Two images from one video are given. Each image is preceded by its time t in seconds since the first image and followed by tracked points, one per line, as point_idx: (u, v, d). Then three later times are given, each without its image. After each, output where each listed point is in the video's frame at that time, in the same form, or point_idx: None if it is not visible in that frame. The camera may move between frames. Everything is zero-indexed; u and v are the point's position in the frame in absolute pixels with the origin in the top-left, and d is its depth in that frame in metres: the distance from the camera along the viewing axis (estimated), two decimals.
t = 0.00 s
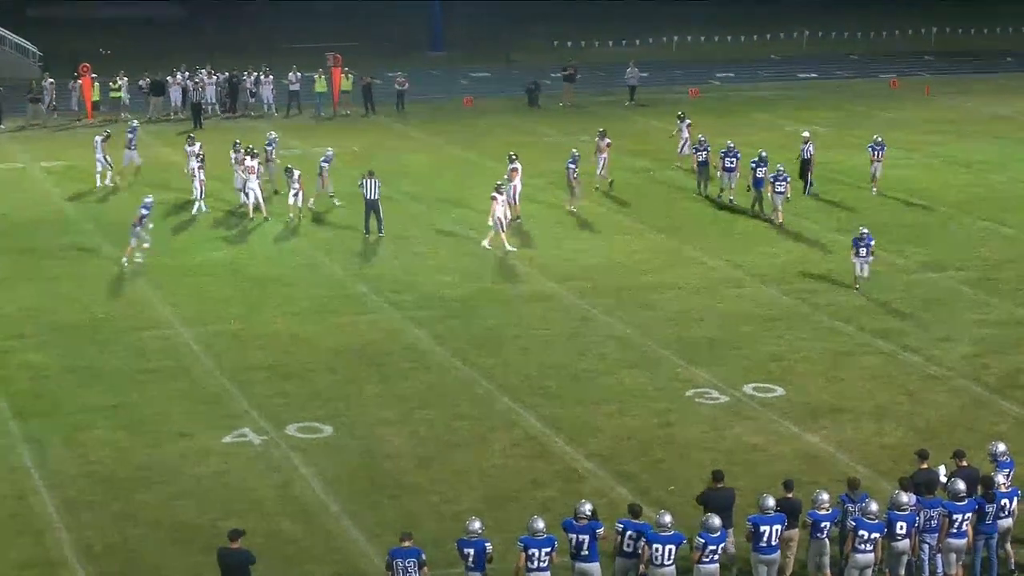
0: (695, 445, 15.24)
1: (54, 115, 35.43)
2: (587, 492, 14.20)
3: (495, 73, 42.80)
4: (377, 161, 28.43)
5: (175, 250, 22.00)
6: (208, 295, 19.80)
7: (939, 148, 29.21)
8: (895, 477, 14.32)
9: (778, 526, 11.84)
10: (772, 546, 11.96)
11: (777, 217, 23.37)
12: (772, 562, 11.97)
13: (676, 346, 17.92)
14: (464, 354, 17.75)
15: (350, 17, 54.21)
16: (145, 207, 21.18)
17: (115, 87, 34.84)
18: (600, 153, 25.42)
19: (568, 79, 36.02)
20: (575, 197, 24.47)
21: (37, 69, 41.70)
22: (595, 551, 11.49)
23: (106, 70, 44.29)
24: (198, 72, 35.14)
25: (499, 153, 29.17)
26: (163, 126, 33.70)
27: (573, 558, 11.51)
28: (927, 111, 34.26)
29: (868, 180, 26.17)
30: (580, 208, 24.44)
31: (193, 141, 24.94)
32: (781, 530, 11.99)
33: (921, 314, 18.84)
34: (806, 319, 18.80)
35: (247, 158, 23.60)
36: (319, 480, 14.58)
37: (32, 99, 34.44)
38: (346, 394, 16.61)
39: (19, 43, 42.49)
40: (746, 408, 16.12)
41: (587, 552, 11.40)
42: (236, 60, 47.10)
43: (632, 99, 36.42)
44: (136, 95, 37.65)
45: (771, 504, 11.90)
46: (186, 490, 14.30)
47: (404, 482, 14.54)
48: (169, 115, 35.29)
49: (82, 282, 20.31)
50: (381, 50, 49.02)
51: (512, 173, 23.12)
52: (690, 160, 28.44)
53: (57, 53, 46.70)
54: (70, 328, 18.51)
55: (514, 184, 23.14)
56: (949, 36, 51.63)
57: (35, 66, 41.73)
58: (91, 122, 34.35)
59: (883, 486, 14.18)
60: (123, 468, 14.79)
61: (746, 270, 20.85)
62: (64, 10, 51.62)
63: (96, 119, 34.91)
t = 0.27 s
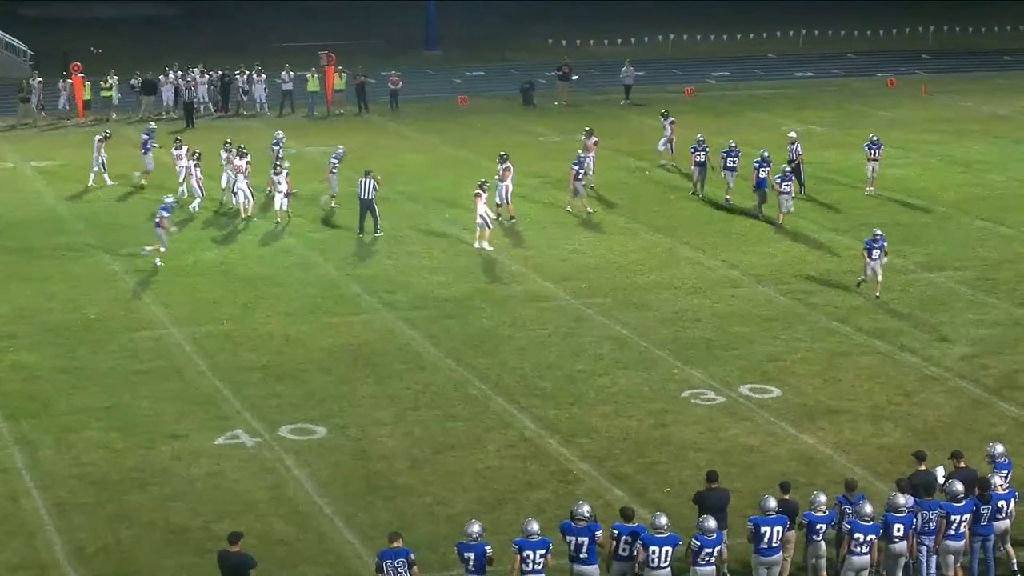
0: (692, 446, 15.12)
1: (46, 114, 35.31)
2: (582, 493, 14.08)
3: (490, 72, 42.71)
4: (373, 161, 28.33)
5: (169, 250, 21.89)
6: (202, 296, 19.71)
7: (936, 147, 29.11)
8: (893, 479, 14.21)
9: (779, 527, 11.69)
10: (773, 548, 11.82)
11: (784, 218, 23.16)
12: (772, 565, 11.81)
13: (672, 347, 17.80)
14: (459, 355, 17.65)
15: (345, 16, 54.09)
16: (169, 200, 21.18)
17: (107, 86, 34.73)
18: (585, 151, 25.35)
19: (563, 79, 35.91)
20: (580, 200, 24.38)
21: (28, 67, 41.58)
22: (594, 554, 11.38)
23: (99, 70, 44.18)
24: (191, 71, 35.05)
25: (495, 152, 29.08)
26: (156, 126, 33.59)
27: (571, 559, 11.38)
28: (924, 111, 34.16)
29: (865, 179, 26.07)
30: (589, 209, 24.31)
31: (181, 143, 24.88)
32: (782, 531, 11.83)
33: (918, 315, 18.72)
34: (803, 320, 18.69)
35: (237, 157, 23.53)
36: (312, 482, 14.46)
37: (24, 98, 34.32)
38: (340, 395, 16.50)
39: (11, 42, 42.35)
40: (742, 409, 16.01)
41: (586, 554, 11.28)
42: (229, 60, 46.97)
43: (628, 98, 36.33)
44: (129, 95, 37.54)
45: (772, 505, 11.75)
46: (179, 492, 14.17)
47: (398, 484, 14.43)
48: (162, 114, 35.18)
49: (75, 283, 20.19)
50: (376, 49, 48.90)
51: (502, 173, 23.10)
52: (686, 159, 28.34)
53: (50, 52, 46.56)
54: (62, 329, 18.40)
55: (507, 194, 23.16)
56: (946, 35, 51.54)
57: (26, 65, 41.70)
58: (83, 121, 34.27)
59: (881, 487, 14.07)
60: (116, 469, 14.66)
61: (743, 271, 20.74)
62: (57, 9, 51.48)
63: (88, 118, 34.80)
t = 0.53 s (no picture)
0: (687, 446, 15.15)
1: (40, 116, 35.29)
2: (577, 493, 14.11)
3: (484, 72, 42.71)
4: (368, 161, 28.35)
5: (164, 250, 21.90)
6: (197, 296, 19.72)
7: (930, 147, 29.15)
8: (887, 479, 14.24)
9: (778, 527, 11.71)
10: (773, 548, 11.84)
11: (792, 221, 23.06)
12: (773, 564, 11.83)
13: (667, 347, 17.83)
14: (454, 355, 17.67)
15: (340, 16, 54.06)
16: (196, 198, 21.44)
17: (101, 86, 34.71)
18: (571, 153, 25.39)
19: (558, 79, 35.92)
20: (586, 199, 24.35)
21: (22, 67, 41.41)
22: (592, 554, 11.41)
23: (93, 70, 44.15)
24: (186, 71, 35.05)
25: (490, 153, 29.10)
26: (151, 126, 33.57)
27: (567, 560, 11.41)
28: (919, 111, 34.21)
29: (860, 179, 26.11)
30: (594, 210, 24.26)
31: (172, 146, 25.04)
32: (783, 531, 11.84)
33: (913, 315, 18.76)
34: (798, 320, 18.73)
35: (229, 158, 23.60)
36: (307, 482, 14.48)
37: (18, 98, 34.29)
38: (336, 395, 16.52)
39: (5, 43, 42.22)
40: (736, 409, 16.04)
41: (582, 554, 11.32)
42: (224, 60, 46.93)
43: (622, 99, 36.35)
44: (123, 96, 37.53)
45: (771, 505, 11.77)
46: (175, 493, 14.19)
47: (393, 484, 14.45)
48: (157, 115, 35.16)
49: (71, 283, 20.19)
50: (371, 49, 48.87)
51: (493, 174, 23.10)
52: (681, 160, 28.37)
53: (44, 52, 46.50)
54: (58, 329, 18.40)
55: (496, 188, 23.09)
56: (940, 35, 51.59)
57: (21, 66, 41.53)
58: (77, 121, 34.25)
59: (875, 487, 14.10)
60: (111, 469, 14.67)
61: (737, 270, 20.78)
62: (51, 9, 51.39)
63: (83, 119, 34.77)
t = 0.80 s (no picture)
0: (679, 446, 15.19)
1: (36, 118, 35.28)
2: (570, 493, 14.15)
3: (478, 73, 42.75)
4: (361, 162, 28.39)
5: (159, 251, 21.91)
6: (191, 297, 19.75)
7: (922, 148, 29.21)
8: (880, 478, 14.27)
9: (775, 527, 11.71)
10: (769, 548, 11.85)
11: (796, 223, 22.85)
12: (770, 564, 11.86)
13: (661, 347, 17.87)
14: (448, 355, 17.71)
15: (334, 16, 54.12)
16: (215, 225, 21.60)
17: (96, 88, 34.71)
18: (557, 155, 25.32)
19: (552, 80, 35.96)
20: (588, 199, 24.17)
21: (16, 69, 41.35)
22: (578, 553, 11.45)
23: (87, 72, 44.17)
24: (181, 73, 35.07)
25: (485, 153, 29.14)
26: (146, 127, 33.58)
27: (557, 559, 11.45)
28: (912, 111, 34.27)
29: (853, 180, 26.16)
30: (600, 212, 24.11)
31: (161, 148, 24.95)
32: (780, 531, 11.85)
33: (905, 315, 18.79)
34: (791, 320, 18.77)
35: (220, 159, 23.54)
36: (301, 482, 14.51)
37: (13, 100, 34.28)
38: (330, 396, 16.56)
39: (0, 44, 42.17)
40: (730, 409, 16.08)
41: (569, 553, 11.37)
42: (219, 61, 46.98)
43: (616, 100, 36.40)
44: (118, 97, 37.54)
45: (768, 505, 11.76)
46: (169, 493, 14.22)
47: (388, 484, 14.48)
48: (152, 117, 35.16)
49: (65, 284, 20.21)
50: (365, 50, 48.93)
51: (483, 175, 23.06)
52: (675, 160, 28.42)
53: (38, 52, 46.50)
54: (52, 331, 18.41)
55: (489, 188, 23.13)
56: (933, 36, 51.65)
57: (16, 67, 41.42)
58: (71, 123, 34.27)
59: (868, 487, 14.14)
60: (105, 471, 14.69)
61: (730, 271, 20.82)
62: (46, 10, 51.39)
63: (78, 121, 34.79)
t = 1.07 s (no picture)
0: (670, 446, 15.28)
1: (27, 119, 35.30)
2: (561, 493, 14.22)
3: (469, 75, 42.82)
4: (352, 164, 28.45)
5: (151, 252, 21.96)
6: (184, 298, 19.81)
7: (911, 149, 29.33)
8: (869, 478, 14.36)
9: (766, 528, 11.73)
10: (759, 548, 11.86)
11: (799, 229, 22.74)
12: (761, 564, 11.87)
13: (651, 348, 17.95)
14: (439, 356, 17.78)
15: (325, 18, 54.23)
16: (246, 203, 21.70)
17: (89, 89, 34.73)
18: (545, 159, 24.91)
19: (542, 81, 36.06)
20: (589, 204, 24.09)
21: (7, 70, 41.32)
22: (566, 552, 11.51)
23: (79, 74, 44.22)
24: (174, 74, 35.11)
25: (475, 155, 29.22)
26: (138, 129, 33.62)
27: (546, 558, 11.50)
28: (901, 113, 34.40)
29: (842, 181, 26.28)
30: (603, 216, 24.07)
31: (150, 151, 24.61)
32: (771, 530, 11.88)
33: (894, 316, 18.88)
34: (781, 320, 18.86)
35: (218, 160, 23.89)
36: (293, 482, 14.58)
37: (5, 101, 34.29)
38: (322, 396, 16.62)
39: None
40: (720, 409, 16.17)
41: (557, 551, 11.41)
42: (210, 63, 47.07)
43: (606, 101, 36.49)
44: (109, 99, 37.56)
45: (759, 506, 11.81)
46: (162, 493, 14.28)
47: (379, 484, 14.55)
48: (144, 118, 35.20)
49: (58, 285, 20.26)
50: (356, 52, 49.04)
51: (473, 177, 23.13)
52: (664, 162, 28.51)
53: (29, 54, 46.54)
54: (44, 332, 18.45)
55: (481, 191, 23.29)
56: (921, 38, 51.79)
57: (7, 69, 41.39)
58: (63, 124, 34.28)
59: (857, 486, 14.22)
60: (98, 471, 14.74)
61: (720, 271, 20.91)
62: (37, 11, 51.40)
63: (70, 122, 34.81)
